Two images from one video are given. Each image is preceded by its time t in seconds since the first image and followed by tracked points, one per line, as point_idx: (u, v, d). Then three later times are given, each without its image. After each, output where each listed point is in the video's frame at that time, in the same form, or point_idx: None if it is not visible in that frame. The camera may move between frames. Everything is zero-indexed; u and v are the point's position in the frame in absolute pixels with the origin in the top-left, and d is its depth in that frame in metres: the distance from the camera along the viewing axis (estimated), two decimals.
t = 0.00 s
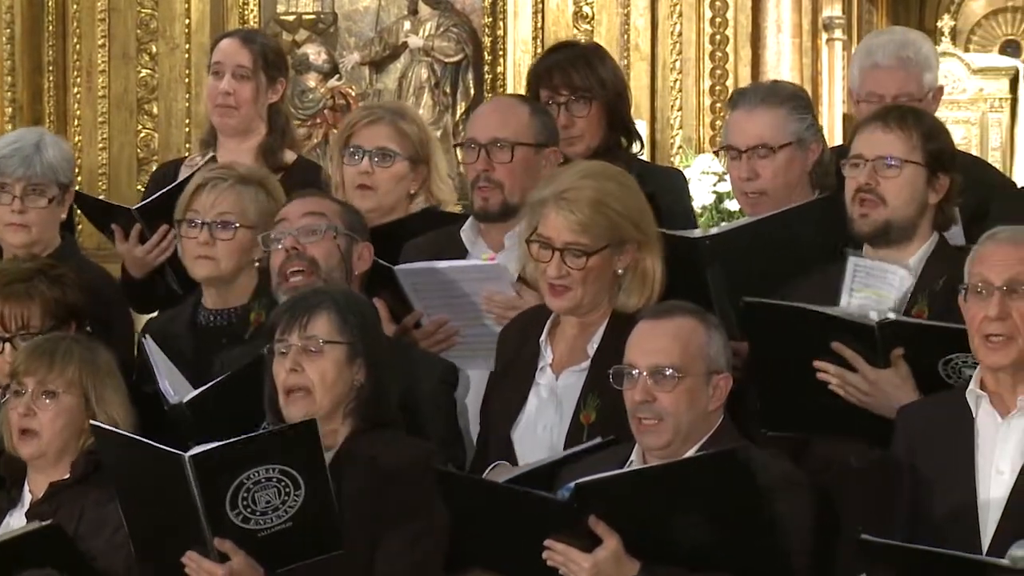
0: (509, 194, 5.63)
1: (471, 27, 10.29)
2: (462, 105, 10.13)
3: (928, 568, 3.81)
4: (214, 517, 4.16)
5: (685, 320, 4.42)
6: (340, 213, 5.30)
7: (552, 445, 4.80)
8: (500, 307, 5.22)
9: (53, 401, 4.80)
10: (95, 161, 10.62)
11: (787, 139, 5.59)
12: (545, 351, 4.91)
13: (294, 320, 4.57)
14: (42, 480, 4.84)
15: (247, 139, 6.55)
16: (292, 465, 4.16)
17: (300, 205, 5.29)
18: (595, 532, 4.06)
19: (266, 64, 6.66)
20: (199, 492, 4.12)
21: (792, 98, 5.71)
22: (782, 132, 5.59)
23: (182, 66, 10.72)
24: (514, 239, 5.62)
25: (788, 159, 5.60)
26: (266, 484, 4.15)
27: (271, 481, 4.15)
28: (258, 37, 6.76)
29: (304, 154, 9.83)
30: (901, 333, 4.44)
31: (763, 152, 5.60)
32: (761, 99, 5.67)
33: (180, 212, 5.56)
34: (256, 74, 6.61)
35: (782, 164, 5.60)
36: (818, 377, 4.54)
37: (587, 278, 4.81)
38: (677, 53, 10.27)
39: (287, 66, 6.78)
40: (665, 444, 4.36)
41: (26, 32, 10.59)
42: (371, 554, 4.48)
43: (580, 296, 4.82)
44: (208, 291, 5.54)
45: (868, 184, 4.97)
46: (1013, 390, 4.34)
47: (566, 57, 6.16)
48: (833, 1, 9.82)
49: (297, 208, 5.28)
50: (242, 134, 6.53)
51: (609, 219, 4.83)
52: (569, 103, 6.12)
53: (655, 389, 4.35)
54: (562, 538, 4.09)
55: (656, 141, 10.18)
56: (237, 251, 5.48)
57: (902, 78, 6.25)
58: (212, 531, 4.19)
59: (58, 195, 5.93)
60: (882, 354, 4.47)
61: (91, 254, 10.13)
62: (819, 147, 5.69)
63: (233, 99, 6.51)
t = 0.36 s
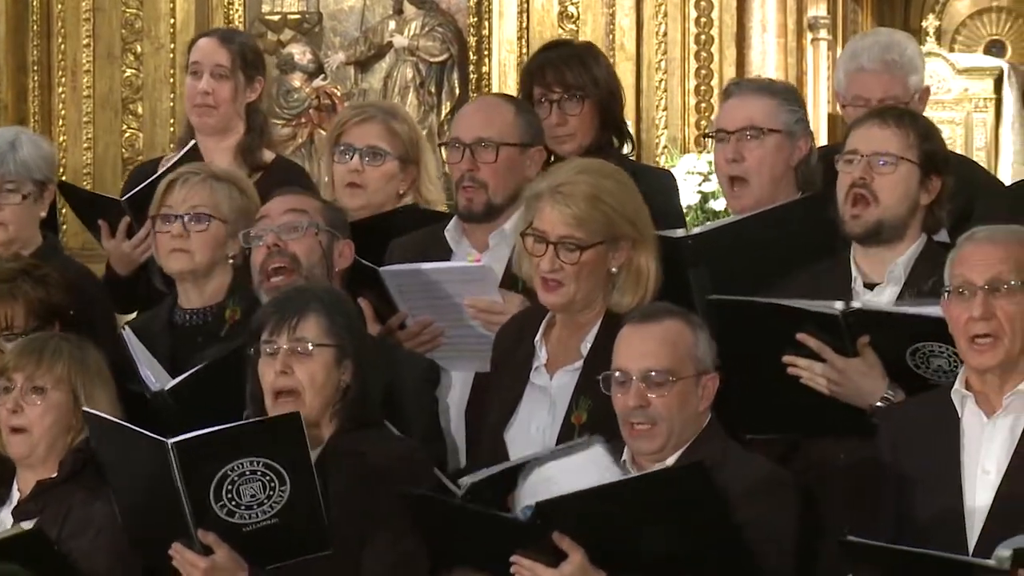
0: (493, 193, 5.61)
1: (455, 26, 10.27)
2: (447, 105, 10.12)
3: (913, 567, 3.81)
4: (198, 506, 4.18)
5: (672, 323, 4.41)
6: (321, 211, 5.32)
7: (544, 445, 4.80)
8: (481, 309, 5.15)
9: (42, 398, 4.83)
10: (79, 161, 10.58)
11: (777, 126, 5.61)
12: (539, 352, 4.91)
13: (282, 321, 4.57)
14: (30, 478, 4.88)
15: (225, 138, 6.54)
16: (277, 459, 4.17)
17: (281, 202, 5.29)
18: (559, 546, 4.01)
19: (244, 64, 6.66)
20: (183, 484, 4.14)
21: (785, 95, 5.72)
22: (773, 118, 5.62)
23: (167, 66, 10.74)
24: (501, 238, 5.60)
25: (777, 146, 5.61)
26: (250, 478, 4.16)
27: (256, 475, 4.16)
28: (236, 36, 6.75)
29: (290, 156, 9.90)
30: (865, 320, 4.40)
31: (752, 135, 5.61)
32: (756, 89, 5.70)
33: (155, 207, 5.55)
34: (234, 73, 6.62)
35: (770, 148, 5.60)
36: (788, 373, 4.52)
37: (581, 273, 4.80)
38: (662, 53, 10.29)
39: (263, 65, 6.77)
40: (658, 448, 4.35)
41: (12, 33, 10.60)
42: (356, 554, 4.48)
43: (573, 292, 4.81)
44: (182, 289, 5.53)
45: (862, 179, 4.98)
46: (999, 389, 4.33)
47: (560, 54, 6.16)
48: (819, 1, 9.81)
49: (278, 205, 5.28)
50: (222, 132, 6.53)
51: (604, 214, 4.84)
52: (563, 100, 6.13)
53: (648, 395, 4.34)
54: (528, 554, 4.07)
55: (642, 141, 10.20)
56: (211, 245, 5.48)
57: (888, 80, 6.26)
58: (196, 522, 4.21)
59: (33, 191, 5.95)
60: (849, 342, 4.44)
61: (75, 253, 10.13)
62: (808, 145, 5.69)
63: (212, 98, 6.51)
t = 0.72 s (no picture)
0: (481, 195, 5.59)
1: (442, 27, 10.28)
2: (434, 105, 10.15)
3: (901, 567, 3.81)
4: (189, 498, 4.20)
5: (661, 325, 4.41)
6: (312, 213, 5.33)
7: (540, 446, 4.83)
8: (473, 304, 5.07)
9: (28, 394, 4.86)
10: (66, 161, 10.58)
11: (761, 126, 5.60)
12: (535, 351, 4.92)
13: (279, 321, 4.55)
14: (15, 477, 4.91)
15: (207, 137, 6.54)
16: (268, 452, 4.19)
17: (273, 205, 5.31)
18: (545, 552, 4.00)
19: (224, 62, 6.65)
20: (174, 474, 4.17)
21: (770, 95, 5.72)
22: (757, 118, 5.60)
23: (154, 65, 10.71)
24: (489, 239, 5.58)
25: (762, 146, 5.59)
26: (241, 471, 4.18)
27: (247, 468, 4.18)
28: (217, 36, 6.75)
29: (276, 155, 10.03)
30: (841, 331, 4.40)
31: (738, 135, 5.60)
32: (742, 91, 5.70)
33: (139, 208, 5.52)
34: (215, 72, 6.61)
35: (755, 147, 5.59)
36: (768, 381, 4.53)
37: (572, 263, 4.81)
38: (649, 53, 10.30)
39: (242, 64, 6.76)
40: (651, 451, 4.34)
41: None
42: (344, 555, 4.48)
43: (564, 280, 4.82)
44: (169, 289, 5.52)
45: (849, 187, 4.95)
46: (987, 387, 4.33)
47: (554, 52, 6.18)
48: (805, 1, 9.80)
49: (269, 208, 5.30)
50: (203, 131, 6.53)
51: (600, 205, 4.86)
52: (552, 96, 6.13)
53: (643, 396, 4.34)
54: (515, 560, 4.05)
55: (629, 141, 10.20)
56: (198, 245, 5.48)
57: (877, 80, 6.26)
58: (187, 513, 4.23)
59: (14, 191, 5.96)
60: (826, 353, 4.45)
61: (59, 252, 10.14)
62: (791, 145, 5.67)
63: (193, 98, 6.49)
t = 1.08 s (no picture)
0: (477, 196, 5.61)
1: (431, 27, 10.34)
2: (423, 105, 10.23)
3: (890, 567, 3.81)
4: (176, 494, 4.20)
5: (653, 326, 4.40)
6: (310, 223, 5.35)
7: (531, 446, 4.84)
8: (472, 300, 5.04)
9: (15, 398, 4.87)
10: (54, 160, 10.60)
11: (747, 136, 5.58)
12: (528, 351, 4.92)
13: (271, 321, 4.56)
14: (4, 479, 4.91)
15: (193, 137, 6.54)
16: (254, 448, 4.19)
17: (271, 214, 5.32)
18: (535, 549, 4.01)
19: (211, 61, 6.65)
20: (160, 470, 4.17)
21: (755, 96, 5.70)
22: (742, 128, 5.58)
23: (143, 65, 10.70)
24: (485, 240, 5.61)
25: (749, 157, 5.58)
26: (227, 468, 4.18)
27: (234, 465, 4.18)
28: (205, 36, 6.74)
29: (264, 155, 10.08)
30: (836, 329, 4.40)
31: (724, 147, 5.58)
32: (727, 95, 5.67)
33: (137, 207, 5.54)
34: (201, 72, 6.59)
35: (743, 160, 5.58)
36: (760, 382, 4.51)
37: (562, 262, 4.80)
38: (637, 53, 10.29)
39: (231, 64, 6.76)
40: (643, 451, 4.35)
41: None
42: (334, 556, 4.48)
43: (555, 279, 4.81)
44: (164, 289, 5.52)
45: (868, 201, 4.88)
46: (974, 388, 4.35)
47: (538, 54, 6.17)
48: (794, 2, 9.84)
49: (269, 220, 5.31)
50: (189, 131, 6.54)
51: (589, 204, 4.84)
52: (535, 99, 6.14)
53: (635, 399, 4.33)
54: (504, 555, 4.07)
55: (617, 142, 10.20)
56: (193, 248, 5.47)
57: (864, 79, 6.26)
58: (174, 511, 4.23)
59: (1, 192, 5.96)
60: (820, 353, 4.45)
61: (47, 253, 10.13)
62: (779, 146, 5.67)
63: (179, 97, 6.49)
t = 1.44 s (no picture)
0: (478, 198, 5.42)
1: (416, 25, 10.33)
2: (409, 106, 10.24)
3: (876, 569, 3.82)
4: (164, 488, 4.21)
5: (638, 327, 4.40)
6: (288, 218, 5.34)
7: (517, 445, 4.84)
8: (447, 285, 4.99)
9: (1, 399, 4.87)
10: (40, 160, 10.61)
11: (728, 140, 5.56)
12: (519, 349, 4.90)
13: (253, 317, 4.56)
14: None
15: (180, 136, 6.54)
16: (247, 448, 4.19)
17: (250, 209, 5.32)
18: (519, 555, 4.01)
19: (197, 61, 6.64)
20: (148, 463, 4.18)
21: (736, 95, 5.68)
22: (723, 132, 5.56)
23: (128, 65, 10.69)
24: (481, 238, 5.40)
25: (731, 160, 5.56)
26: (216, 466, 4.18)
27: (222, 463, 4.18)
28: (192, 36, 6.74)
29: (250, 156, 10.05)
30: (826, 329, 4.40)
31: (706, 152, 5.56)
32: (706, 98, 5.65)
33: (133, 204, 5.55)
34: (186, 70, 6.59)
35: (724, 164, 5.56)
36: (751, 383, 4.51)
37: (541, 262, 4.74)
38: (623, 53, 10.29)
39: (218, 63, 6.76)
40: (627, 451, 4.35)
41: None
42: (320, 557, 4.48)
43: (536, 280, 4.75)
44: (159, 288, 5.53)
45: (863, 201, 4.89)
46: (962, 388, 4.34)
47: (527, 51, 6.17)
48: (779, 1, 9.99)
49: (245, 214, 5.31)
50: (177, 129, 6.53)
51: (563, 203, 4.77)
52: (524, 95, 6.13)
53: (622, 399, 4.33)
54: (486, 561, 4.06)
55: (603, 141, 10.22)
56: (188, 248, 5.48)
57: (846, 82, 6.27)
58: (161, 505, 4.24)
59: None
60: (811, 352, 4.44)
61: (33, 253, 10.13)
62: (763, 148, 5.65)
63: (164, 96, 6.48)
